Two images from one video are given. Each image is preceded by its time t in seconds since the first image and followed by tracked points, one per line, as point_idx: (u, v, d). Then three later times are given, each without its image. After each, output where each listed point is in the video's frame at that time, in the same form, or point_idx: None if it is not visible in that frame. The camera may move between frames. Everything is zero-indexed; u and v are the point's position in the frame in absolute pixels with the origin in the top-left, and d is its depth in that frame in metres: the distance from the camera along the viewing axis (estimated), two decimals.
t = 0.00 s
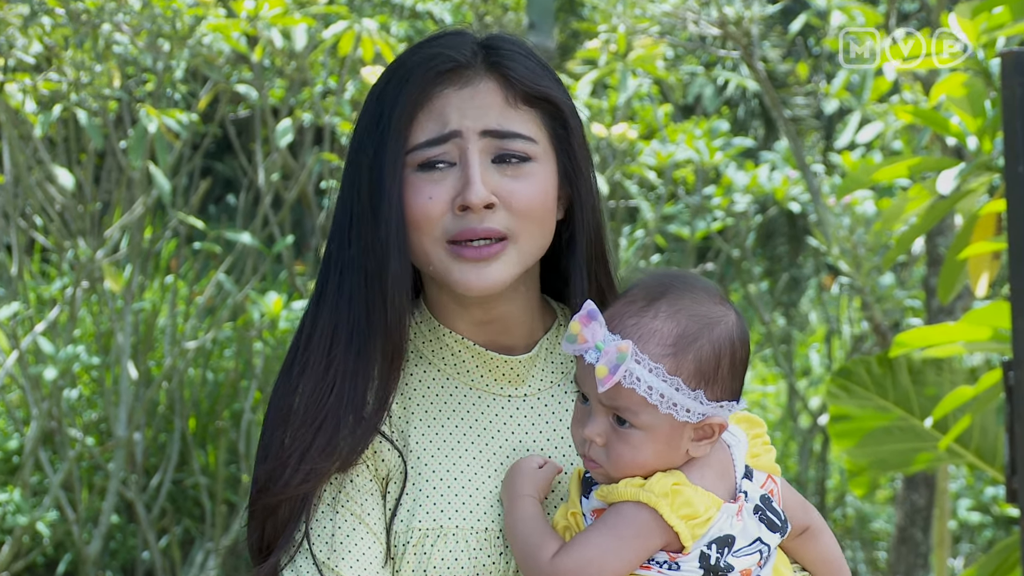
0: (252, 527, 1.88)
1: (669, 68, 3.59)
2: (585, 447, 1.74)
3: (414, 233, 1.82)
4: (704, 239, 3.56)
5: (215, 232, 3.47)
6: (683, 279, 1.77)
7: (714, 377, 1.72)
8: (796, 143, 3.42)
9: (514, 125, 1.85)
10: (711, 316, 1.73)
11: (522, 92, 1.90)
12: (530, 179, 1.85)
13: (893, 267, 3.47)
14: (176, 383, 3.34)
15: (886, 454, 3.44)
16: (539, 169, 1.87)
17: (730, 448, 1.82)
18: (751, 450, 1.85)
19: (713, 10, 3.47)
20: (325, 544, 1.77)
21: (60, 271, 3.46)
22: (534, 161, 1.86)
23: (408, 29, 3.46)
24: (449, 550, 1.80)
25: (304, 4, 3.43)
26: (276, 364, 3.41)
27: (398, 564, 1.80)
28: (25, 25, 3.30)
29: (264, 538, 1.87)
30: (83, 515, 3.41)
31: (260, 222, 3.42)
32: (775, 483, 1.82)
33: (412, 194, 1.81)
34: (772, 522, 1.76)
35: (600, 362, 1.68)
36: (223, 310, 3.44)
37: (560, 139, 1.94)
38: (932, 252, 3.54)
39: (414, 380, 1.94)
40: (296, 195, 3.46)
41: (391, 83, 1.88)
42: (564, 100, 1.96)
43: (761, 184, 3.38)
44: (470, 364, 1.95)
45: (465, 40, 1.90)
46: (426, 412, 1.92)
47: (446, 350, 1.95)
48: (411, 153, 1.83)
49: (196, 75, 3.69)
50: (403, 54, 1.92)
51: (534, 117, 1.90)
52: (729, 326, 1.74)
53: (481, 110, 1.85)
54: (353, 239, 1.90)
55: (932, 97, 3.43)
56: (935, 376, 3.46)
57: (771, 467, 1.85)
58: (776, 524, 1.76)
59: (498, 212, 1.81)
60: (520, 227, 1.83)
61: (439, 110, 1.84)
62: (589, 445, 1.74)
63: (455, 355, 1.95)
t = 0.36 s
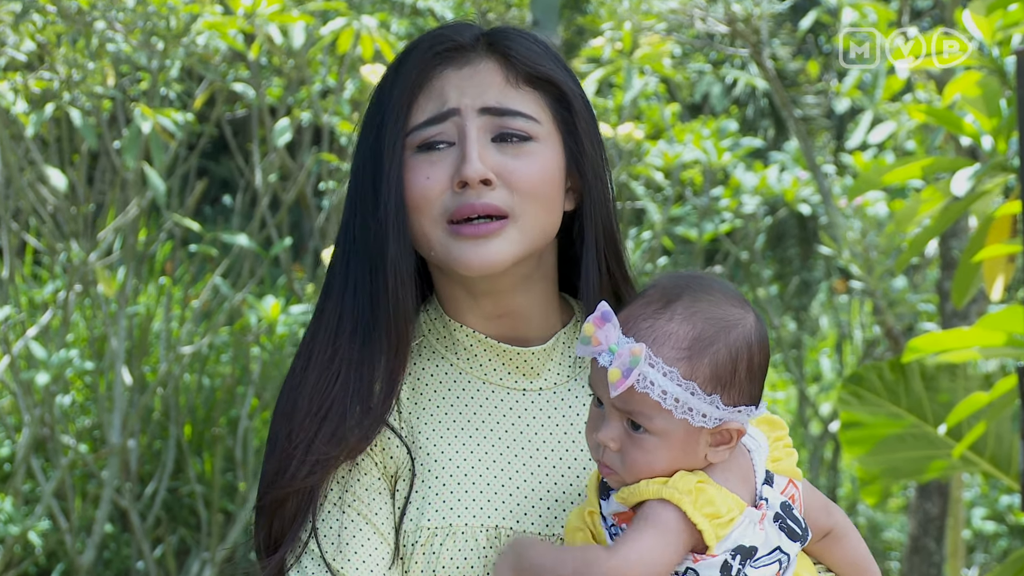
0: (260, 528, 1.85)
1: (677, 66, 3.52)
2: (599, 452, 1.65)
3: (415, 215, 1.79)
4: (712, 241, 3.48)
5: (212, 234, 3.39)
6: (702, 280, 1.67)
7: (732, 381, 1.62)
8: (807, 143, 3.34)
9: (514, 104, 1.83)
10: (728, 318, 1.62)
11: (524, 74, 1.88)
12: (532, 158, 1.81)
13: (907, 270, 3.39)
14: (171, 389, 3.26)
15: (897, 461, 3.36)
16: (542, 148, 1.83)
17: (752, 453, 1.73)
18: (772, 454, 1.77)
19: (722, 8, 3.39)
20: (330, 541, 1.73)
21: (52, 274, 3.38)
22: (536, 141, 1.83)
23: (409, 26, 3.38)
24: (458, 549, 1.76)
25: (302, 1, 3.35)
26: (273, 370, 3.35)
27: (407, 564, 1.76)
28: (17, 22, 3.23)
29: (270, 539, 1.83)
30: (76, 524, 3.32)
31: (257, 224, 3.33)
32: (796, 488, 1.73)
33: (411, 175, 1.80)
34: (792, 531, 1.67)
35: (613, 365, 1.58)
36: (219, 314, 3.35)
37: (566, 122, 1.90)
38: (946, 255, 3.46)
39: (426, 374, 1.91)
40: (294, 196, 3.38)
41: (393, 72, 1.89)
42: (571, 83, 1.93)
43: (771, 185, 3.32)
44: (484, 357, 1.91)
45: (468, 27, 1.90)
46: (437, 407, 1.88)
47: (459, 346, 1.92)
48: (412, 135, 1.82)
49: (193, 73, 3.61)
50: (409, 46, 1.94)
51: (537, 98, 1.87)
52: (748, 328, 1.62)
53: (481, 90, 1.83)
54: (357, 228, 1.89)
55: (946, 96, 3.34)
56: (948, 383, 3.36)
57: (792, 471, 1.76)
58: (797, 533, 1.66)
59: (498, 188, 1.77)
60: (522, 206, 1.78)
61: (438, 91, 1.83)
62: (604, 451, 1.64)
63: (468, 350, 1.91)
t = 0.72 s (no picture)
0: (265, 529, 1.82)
1: (679, 70, 3.49)
2: (610, 454, 1.61)
3: (420, 210, 1.77)
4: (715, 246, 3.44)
5: (209, 240, 3.35)
6: (713, 280, 1.65)
7: (742, 379, 1.59)
8: (810, 148, 3.30)
9: (518, 97, 1.80)
10: (738, 315, 1.60)
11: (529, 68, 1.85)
12: (537, 150, 1.78)
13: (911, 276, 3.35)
14: (167, 396, 3.22)
15: (901, 469, 3.34)
16: (547, 140, 1.80)
17: (766, 460, 1.69)
18: (785, 463, 1.74)
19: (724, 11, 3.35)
20: (332, 541, 1.70)
21: (47, 280, 3.34)
22: (541, 133, 1.80)
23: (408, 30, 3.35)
24: (465, 550, 1.72)
25: (300, 4, 3.32)
26: (270, 377, 3.29)
27: (412, 566, 1.72)
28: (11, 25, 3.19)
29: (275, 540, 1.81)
30: (71, 533, 3.29)
31: (254, 229, 3.29)
32: (811, 498, 1.71)
33: (416, 171, 1.78)
34: (808, 540, 1.64)
35: (622, 361, 1.56)
36: (216, 320, 3.32)
37: (571, 116, 1.88)
38: (950, 261, 3.42)
39: (435, 374, 1.88)
40: (292, 201, 3.35)
41: (397, 71, 1.88)
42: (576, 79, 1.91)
43: (773, 190, 3.28)
44: (494, 360, 1.87)
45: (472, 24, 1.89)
46: (446, 408, 1.84)
47: (468, 347, 1.88)
48: (416, 130, 1.80)
49: (189, 77, 3.57)
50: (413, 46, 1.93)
51: (541, 91, 1.85)
52: (759, 326, 1.60)
53: (484, 83, 1.81)
54: (362, 229, 1.88)
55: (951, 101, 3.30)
56: (953, 391, 3.32)
57: (807, 480, 1.73)
58: (812, 542, 1.63)
59: (502, 179, 1.74)
60: (527, 197, 1.75)
61: (442, 85, 1.81)
62: (615, 452, 1.60)
63: (477, 351, 1.88)
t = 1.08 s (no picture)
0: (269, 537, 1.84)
1: (675, 74, 3.45)
2: (610, 458, 1.63)
3: (425, 211, 1.79)
4: (711, 253, 3.41)
5: (200, 246, 3.32)
6: (706, 279, 1.67)
7: (737, 372, 1.61)
8: (806, 154, 3.27)
9: (523, 97, 1.82)
10: (730, 309, 1.61)
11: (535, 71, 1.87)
12: (542, 150, 1.79)
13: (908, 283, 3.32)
14: (157, 405, 3.19)
15: (899, 478, 3.29)
16: (553, 141, 1.82)
17: (773, 466, 1.68)
18: (793, 470, 1.72)
19: (720, 15, 3.31)
20: (337, 555, 1.72)
21: (36, 287, 3.30)
22: (546, 134, 1.82)
23: (401, 34, 3.32)
24: (473, 569, 1.73)
25: (292, 8, 3.28)
26: (261, 387, 3.30)
27: None
28: None
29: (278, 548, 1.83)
30: (61, 542, 3.25)
31: (245, 236, 3.26)
32: (820, 503, 1.70)
33: (420, 172, 1.80)
34: (826, 537, 1.66)
35: (615, 357, 1.59)
36: (207, 327, 3.29)
37: (578, 117, 1.89)
38: (947, 268, 3.39)
39: (442, 392, 1.88)
40: (284, 207, 3.31)
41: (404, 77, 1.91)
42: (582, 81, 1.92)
43: (770, 197, 3.26)
44: (502, 378, 1.87)
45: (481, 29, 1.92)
46: (453, 424, 1.85)
47: (476, 366, 1.88)
48: (421, 133, 1.82)
49: (180, 82, 3.54)
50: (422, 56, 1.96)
51: (548, 93, 1.86)
52: (753, 319, 1.62)
53: (490, 84, 1.83)
54: (366, 234, 1.90)
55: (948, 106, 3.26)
56: (950, 400, 3.31)
57: (814, 486, 1.72)
58: (832, 538, 1.66)
59: (508, 178, 1.76)
60: (532, 196, 1.77)
61: (448, 87, 1.84)
62: (615, 456, 1.62)
63: (484, 369, 1.87)
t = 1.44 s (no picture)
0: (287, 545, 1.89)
1: (666, 80, 3.46)
2: (615, 467, 1.68)
3: (437, 230, 1.82)
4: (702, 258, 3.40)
5: (191, 252, 3.32)
6: (708, 289, 1.73)
7: (738, 377, 1.66)
8: (797, 160, 3.27)
9: (535, 116, 1.84)
10: (731, 316, 1.68)
11: (548, 85, 1.88)
12: (554, 170, 1.81)
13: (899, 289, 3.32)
14: (148, 411, 3.19)
15: (891, 484, 3.26)
16: (565, 160, 1.84)
17: (781, 476, 1.73)
18: (804, 480, 1.78)
19: (711, 21, 3.31)
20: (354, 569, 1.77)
21: (26, 294, 3.29)
22: (559, 153, 1.83)
23: (391, 40, 3.32)
24: None
25: (283, 14, 3.29)
26: (252, 392, 3.29)
27: None
28: None
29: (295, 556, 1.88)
30: (52, 548, 3.25)
31: (236, 242, 3.26)
32: (831, 512, 1.74)
33: (433, 190, 1.83)
34: (834, 543, 1.70)
35: (615, 364, 1.65)
36: (198, 333, 3.29)
37: (593, 132, 1.90)
38: (938, 274, 3.40)
39: (460, 407, 1.94)
40: (274, 213, 3.31)
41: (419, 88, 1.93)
42: (598, 93, 1.93)
43: (760, 203, 3.27)
44: (519, 391, 1.93)
45: (496, 39, 1.93)
46: (470, 438, 1.90)
47: (495, 380, 1.94)
48: (434, 150, 1.85)
49: (170, 88, 3.53)
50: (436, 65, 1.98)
51: (561, 109, 1.87)
52: (752, 327, 1.68)
53: (502, 101, 1.85)
54: (382, 248, 1.93)
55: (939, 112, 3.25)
56: (941, 407, 3.34)
57: (825, 495, 1.76)
58: (839, 544, 1.69)
59: (520, 201, 1.79)
60: (544, 218, 1.80)
61: (461, 104, 1.86)
62: (619, 465, 1.67)
63: (501, 382, 1.93)
